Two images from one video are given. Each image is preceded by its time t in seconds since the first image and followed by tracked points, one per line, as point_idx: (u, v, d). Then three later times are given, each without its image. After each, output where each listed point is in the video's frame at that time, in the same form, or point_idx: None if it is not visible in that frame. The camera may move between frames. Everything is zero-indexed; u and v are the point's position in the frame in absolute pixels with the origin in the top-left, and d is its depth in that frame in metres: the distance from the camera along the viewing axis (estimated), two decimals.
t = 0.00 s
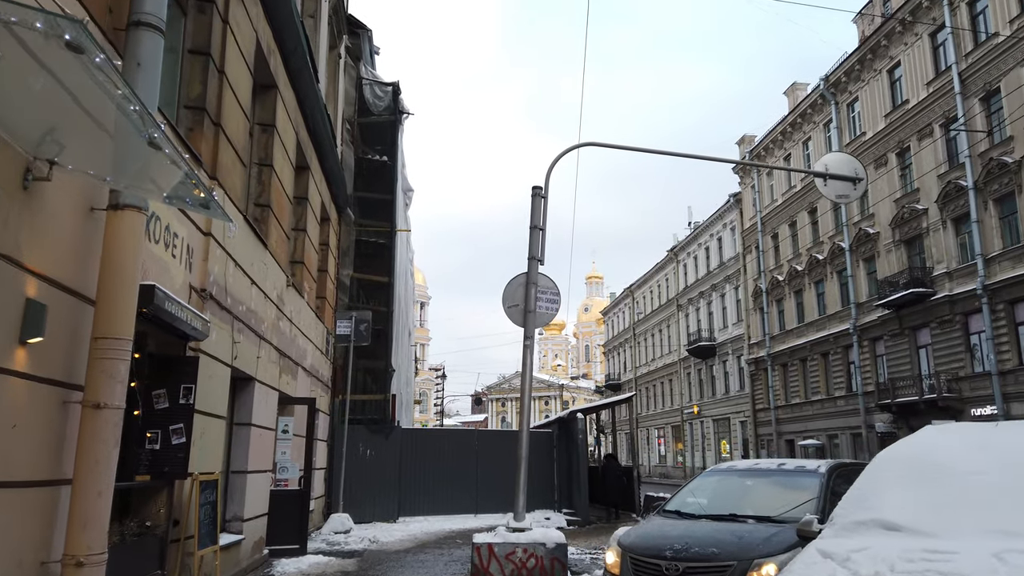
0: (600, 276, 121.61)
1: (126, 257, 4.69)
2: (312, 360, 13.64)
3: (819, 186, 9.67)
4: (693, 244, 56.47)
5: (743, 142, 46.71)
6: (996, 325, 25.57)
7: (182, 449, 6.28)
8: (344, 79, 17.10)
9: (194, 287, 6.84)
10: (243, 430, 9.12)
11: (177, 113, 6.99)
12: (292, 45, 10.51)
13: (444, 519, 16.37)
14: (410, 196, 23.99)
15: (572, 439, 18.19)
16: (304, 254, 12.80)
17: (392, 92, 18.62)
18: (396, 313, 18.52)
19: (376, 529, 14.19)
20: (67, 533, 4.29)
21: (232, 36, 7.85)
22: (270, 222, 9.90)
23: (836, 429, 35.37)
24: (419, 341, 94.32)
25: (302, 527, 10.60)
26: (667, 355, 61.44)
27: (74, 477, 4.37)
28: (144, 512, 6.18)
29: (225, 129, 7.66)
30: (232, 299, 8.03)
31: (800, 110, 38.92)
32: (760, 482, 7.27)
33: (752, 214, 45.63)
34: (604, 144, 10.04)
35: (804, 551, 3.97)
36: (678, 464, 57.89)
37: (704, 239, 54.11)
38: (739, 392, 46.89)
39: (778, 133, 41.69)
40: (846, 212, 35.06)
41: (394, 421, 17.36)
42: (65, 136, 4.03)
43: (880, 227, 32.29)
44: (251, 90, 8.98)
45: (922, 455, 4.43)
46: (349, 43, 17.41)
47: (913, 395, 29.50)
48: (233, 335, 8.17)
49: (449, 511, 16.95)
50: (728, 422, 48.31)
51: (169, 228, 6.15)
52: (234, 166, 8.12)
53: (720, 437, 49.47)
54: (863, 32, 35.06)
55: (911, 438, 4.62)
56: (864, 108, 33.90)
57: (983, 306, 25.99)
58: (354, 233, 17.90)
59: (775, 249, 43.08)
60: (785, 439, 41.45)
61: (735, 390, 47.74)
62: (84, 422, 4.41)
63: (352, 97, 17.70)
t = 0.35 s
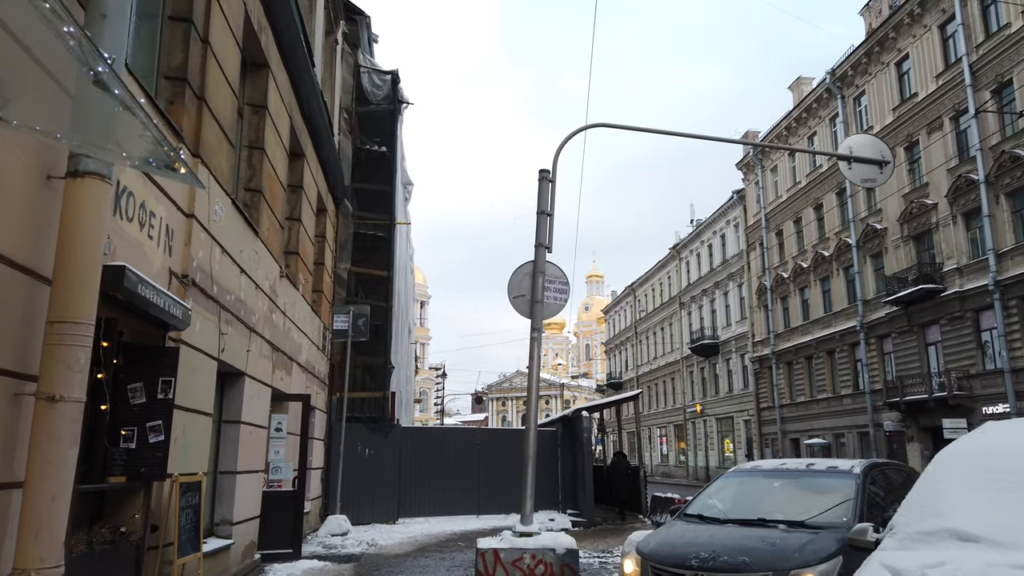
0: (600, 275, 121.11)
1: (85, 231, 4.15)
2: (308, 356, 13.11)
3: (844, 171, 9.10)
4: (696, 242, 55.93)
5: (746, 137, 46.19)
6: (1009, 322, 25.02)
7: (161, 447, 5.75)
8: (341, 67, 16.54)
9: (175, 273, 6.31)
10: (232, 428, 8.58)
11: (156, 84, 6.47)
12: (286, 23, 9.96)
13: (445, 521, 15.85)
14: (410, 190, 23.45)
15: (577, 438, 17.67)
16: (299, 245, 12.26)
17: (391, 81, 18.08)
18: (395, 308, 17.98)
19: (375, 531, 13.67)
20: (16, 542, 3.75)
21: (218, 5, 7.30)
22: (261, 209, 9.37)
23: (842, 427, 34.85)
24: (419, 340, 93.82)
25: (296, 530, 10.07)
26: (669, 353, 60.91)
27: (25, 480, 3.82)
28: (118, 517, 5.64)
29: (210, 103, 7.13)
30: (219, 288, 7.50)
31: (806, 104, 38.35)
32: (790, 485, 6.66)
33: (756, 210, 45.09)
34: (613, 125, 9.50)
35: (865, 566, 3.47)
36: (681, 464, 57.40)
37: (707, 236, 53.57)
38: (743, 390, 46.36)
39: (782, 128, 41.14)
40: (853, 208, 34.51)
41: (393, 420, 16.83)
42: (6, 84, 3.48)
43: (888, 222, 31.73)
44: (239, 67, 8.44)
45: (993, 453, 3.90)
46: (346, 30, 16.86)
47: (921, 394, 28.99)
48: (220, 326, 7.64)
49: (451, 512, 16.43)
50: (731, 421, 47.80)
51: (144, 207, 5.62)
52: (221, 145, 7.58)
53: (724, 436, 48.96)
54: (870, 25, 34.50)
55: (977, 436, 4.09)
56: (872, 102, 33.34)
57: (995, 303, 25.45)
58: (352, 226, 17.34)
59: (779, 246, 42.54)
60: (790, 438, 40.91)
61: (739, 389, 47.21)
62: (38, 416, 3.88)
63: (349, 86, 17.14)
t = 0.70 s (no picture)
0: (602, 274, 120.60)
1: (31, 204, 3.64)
2: (302, 353, 12.57)
3: (869, 156, 8.58)
4: (699, 241, 55.39)
5: (751, 134, 45.67)
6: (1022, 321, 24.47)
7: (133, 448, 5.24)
8: (339, 56, 16.02)
9: (151, 260, 5.78)
10: (219, 428, 8.05)
11: (132, 55, 5.95)
12: None
13: (445, 524, 15.33)
14: (410, 185, 22.92)
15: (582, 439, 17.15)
16: (294, 237, 11.73)
17: (391, 70, 17.51)
18: (394, 304, 17.44)
19: (372, 535, 13.15)
20: None
21: None
22: (251, 196, 8.83)
23: (849, 428, 34.30)
24: (419, 340, 93.21)
25: (289, 535, 9.53)
26: (672, 353, 60.37)
27: None
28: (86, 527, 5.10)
29: (193, 78, 6.61)
30: (203, 277, 6.97)
31: (812, 100, 37.81)
32: (821, 490, 6.11)
33: (761, 208, 44.56)
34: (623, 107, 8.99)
35: None
36: (683, 464, 56.85)
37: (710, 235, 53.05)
38: (747, 390, 45.82)
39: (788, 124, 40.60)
40: (860, 205, 33.97)
41: (392, 419, 16.30)
42: None
43: (896, 219, 31.18)
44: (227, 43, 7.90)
45: None
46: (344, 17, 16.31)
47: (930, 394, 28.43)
48: (204, 319, 7.10)
49: (452, 514, 15.90)
50: (735, 421, 47.27)
51: (114, 184, 5.09)
52: (206, 124, 7.05)
53: (727, 437, 48.44)
54: (878, 19, 33.96)
55: None
56: (879, 97, 32.79)
57: (1008, 301, 24.90)
58: (350, 220, 16.81)
59: (784, 244, 42.01)
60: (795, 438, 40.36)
61: (742, 389, 46.68)
62: None
63: (347, 75, 16.62)
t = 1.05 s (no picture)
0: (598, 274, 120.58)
1: None
2: (291, 346, 12.04)
3: (890, 134, 8.07)
4: (697, 239, 54.95)
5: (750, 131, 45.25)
6: None
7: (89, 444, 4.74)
8: (331, 41, 15.46)
9: (112, 236, 5.22)
10: (194, 423, 7.50)
11: (93, 11, 5.40)
12: None
13: (440, 525, 14.79)
14: (405, 178, 22.36)
15: (582, 437, 16.64)
16: (281, 224, 11.16)
17: (384, 57, 16.94)
18: (388, 299, 16.88)
19: (364, 538, 12.62)
20: None
21: None
22: (232, 177, 8.28)
23: (850, 428, 33.83)
24: (416, 340, 92.61)
25: (273, 539, 8.99)
26: (670, 352, 59.94)
27: None
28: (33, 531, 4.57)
29: (163, 41, 6.06)
30: (176, 260, 6.44)
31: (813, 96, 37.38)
32: (849, 490, 5.58)
33: (760, 206, 44.14)
34: (628, 83, 8.46)
35: None
36: (681, 465, 56.41)
37: (708, 232, 52.59)
38: (746, 389, 45.38)
39: (787, 120, 40.16)
40: (861, 201, 33.55)
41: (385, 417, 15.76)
42: None
43: (898, 216, 30.72)
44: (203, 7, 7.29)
45: None
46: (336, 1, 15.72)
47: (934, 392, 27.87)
48: (178, 305, 6.57)
49: (446, 515, 15.37)
50: (734, 421, 46.83)
51: (65, 147, 4.54)
52: (179, 93, 6.50)
53: (725, 437, 48.01)
54: (879, 13, 33.52)
55: None
56: (881, 92, 32.32)
57: (1014, 297, 24.45)
58: (342, 211, 16.24)
59: (784, 241, 41.58)
60: (795, 438, 39.91)
61: (741, 388, 46.25)
62: None
63: (338, 62, 16.06)
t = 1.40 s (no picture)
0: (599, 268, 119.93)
1: None
2: (285, 333, 11.52)
3: (923, 100, 7.51)
4: (700, 231, 54.38)
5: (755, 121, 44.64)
6: None
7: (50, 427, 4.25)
8: (328, 19, 14.90)
9: (76, 196, 4.68)
10: (177, 410, 6.99)
11: None
12: None
13: (441, 519, 14.28)
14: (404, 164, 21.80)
15: (586, 429, 16.13)
16: (275, 204, 10.63)
17: (383, 37, 16.39)
18: (387, 286, 16.36)
19: (362, 533, 12.12)
20: None
21: None
22: (218, 148, 7.74)
23: (857, 421, 33.29)
24: (416, 334, 92.03)
25: (264, 532, 8.46)
26: (672, 345, 59.41)
27: None
28: None
29: None
30: (154, 230, 5.91)
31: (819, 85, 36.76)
32: (895, 480, 5.05)
33: (764, 197, 43.56)
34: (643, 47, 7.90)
35: None
36: (683, 459, 55.96)
37: (712, 224, 52.01)
38: (750, 383, 44.86)
39: (793, 110, 39.56)
40: (869, 191, 32.98)
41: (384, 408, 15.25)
42: None
43: (907, 205, 30.16)
44: None
45: None
46: None
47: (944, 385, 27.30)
48: (158, 279, 6.05)
49: (447, 510, 14.86)
50: (737, 414, 46.34)
51: (17, 90, 4.01)
52: (157, 49, 5.96)
53: (729, 431, 47.52)
54: None
55: None
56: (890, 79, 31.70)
57: None
58: (340, 195, 15.70)
59: (789, 232, 41.02)
60: (799, 432, 39.40)
61: (745, 382, 45.73)
62: None
63: (335, 41, 15.48)
